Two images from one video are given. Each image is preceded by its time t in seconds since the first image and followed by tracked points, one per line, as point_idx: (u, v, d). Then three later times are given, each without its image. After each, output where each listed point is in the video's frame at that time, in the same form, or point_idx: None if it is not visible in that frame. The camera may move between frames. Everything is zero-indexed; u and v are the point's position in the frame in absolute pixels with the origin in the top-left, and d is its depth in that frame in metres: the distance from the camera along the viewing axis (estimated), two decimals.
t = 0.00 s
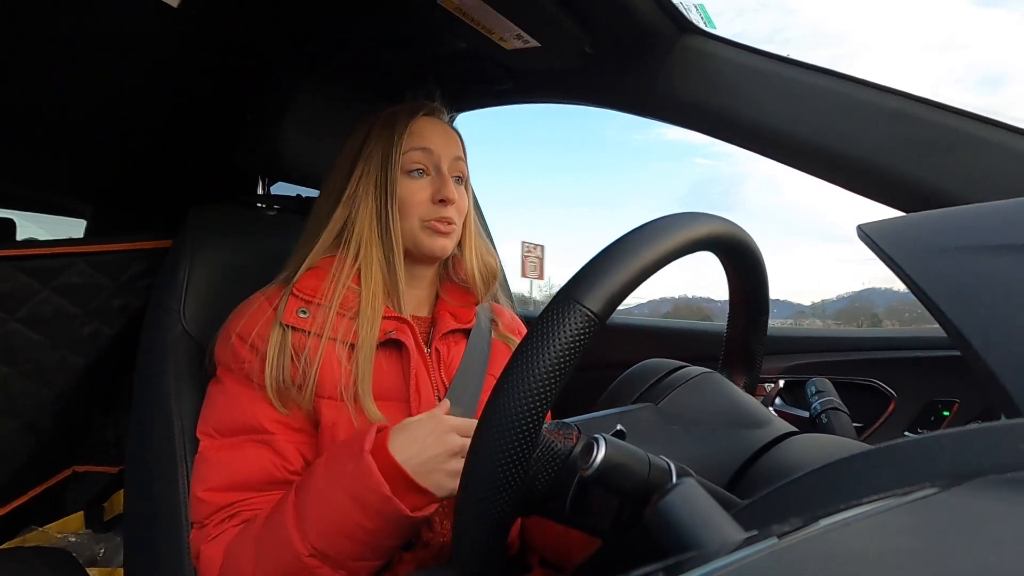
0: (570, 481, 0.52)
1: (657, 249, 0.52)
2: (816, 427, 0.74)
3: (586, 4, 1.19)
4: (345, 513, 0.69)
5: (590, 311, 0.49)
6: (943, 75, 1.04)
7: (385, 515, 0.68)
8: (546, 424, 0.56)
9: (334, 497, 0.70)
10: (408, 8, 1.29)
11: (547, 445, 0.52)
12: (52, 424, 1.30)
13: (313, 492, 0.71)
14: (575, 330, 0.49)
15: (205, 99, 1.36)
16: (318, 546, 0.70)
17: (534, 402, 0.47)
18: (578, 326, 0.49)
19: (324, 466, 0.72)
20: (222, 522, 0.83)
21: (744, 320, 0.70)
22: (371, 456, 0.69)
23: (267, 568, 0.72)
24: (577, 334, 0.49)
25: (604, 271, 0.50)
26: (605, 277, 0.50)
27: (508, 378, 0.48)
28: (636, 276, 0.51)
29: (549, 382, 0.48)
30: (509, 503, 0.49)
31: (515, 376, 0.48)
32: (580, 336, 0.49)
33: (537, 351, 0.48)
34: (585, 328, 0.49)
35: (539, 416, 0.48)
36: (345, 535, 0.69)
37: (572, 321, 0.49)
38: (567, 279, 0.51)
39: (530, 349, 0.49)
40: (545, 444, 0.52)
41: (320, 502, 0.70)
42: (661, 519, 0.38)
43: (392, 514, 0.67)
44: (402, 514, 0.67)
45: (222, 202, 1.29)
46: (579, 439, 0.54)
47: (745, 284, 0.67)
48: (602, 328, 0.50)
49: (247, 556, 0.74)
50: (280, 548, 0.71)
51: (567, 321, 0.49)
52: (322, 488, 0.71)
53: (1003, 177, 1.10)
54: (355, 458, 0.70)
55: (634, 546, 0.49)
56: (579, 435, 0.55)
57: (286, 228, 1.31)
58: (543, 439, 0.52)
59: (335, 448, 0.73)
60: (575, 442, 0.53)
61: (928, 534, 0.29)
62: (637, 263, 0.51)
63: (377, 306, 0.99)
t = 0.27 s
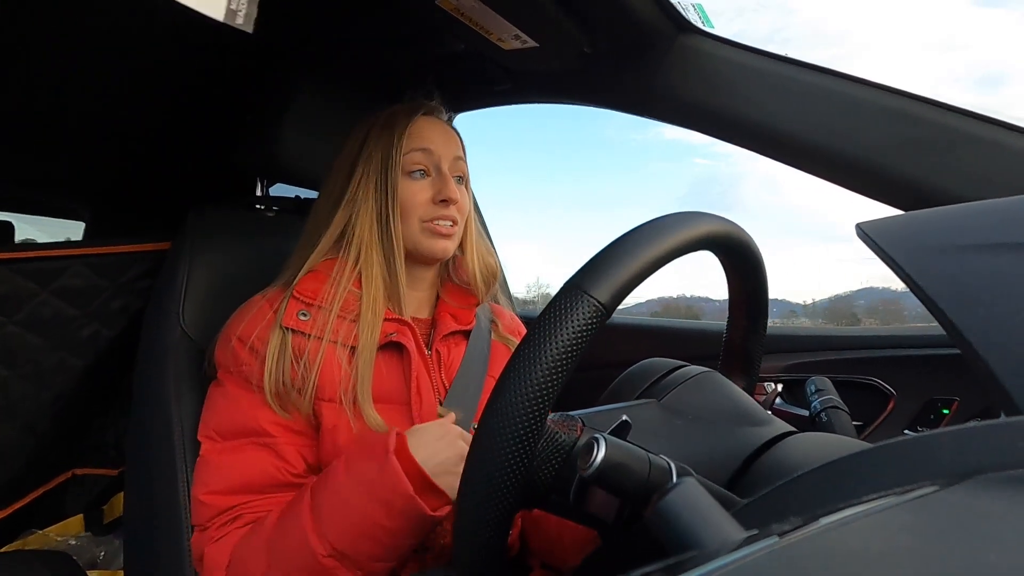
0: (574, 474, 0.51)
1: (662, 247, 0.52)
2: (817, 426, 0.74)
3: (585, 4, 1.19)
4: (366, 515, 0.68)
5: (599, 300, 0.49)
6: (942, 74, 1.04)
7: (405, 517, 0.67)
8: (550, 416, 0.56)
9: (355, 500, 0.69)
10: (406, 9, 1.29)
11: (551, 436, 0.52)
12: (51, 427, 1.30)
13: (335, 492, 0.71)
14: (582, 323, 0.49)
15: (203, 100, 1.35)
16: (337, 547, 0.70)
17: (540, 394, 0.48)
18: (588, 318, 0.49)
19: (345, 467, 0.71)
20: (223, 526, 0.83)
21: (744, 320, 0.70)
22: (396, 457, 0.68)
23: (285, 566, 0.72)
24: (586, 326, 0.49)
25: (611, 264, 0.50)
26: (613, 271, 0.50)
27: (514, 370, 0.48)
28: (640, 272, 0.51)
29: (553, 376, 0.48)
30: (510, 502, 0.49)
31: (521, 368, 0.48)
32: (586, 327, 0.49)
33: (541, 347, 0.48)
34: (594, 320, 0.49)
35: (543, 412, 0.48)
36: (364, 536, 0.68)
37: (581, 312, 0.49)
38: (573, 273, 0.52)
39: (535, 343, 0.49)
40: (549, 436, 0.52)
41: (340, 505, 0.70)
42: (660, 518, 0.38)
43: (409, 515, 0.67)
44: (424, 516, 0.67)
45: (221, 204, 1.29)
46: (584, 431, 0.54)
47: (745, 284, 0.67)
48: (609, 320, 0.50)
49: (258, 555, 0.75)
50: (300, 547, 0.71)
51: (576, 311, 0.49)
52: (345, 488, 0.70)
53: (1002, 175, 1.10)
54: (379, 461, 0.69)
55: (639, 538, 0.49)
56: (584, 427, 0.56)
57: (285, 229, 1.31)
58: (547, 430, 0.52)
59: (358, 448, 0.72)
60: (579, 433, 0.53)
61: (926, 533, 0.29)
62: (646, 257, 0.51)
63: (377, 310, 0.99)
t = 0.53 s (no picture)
0: (573, 479, 0.51)
1: (655, 254, 0.51)
2: (816, 430, 0.74)
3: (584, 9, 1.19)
4: (351, 533, 0.68)
5: (597, 306, 0.49)
6: (940, 79, 1.05)
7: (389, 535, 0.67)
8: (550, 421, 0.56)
9: (340, 517, 0.69)
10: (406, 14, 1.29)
11: (550, 442, 0.52)
12: (49, 431, 1.29)
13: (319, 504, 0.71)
14: (582, 328, 0.49)
15: (203, 104, 1.36)
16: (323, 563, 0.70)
17: (536, 399, 0.48)
18: (585, 324, 0.49)
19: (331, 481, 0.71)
20: (217, 532, 0.84)
21: (743, 324, 0.70)
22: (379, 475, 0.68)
23: None
24: (583, 332, 0.49)
25: (606, 269, 0.50)
26: (608, 276, 0.50)
27: (510, 376, 0.48)
28: (634, 280, 0.51)
29: (550, 381, 0.48)
30: (506, 508, 0.49)
31: (517, 374, 0.48)
32: (586, 333, 0.49)
33: (537, 352, 0.48)
34: (591, 325, 0.49)
35: (539, 416, 0.48)
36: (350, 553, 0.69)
37: (579, 319, 0.49)
38: (568, 280, 0.52)
39: (530, 348, 0.49)
40: (548, 441, 0.51)
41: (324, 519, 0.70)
42: (659, 522, 0.38)
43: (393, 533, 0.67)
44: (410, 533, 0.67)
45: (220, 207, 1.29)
46: (581, 437, 0.54)
47: (744, 288, 0.67)
48: (607, 325, 0.50)
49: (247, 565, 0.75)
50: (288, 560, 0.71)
51: (574, 318, 0.49)
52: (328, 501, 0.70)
53: (1000, 180, 1.11)
54: (364, 479, 0.68)
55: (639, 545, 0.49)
56: (582, 433, 0.55)
57: (284, 233, 1.31)
58: (547, 436, 0.52)
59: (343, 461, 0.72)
60: (577, 439, 0.53)
61: (926, 538, 0.29)
62: (638, 266, 0.51)
63: (371, 314, 0.99)
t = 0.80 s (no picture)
0: (571, 480, 0.51)
1: (653, 255, 0.51)
2: (815, 429, 0.74)
3: (584, 8, 1.19)
4: None
5: (595, 309, 0.49)
6: (940, 78, 1.05)
7: None
8: (549, 422, 0.56)
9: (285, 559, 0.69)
10: (405, 13, 1.29)
11: (548, 443, 0.52)
12: (49, 429, 1.29)
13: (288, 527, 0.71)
14: (577, 332, 0.49)
15: (202, 103, 1.36)
16: None
17: (535, 400, 0.47)
18: (583, 324, 0.49)
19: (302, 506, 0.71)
20: (214, 531, 0.83)
21: (742, 323, 0.70)
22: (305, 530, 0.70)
23: None
24: (581, 333, 0.49)
25: (607, 270, 0.50)
26: (609, 276, 0.50)
27: (510, 376, 0.48)
28: (634, 280, 0.51)
29: (550, 381, 0.48)
30: (502, 511, 0.49)
31: (517, 374, 0.48)
32: (582, 336, 0.49)
33: (534, 354, 0.48)
34: (589, 326, 0.49)
35: (537, 418, 0.48)
36: None
37: (576, 319, 0.49)
38: (568, 280, 0.52)
39: (528, 351, 0.49)
40: (546, 442, 0.52)
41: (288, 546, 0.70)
42: (659, 521, 0.38)
43: None
44: None
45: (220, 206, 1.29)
46: (581, 437, 0.54)
47: (744, 287, 0.67)
48: (606, 325, 0.50)
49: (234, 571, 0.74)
50: None
51: (572, 318, 0.49)
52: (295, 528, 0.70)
53: (1001, 178, 1.11)
54: (287, 533, 0.70)
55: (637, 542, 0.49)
56: (582, 432, 0.56)
57: (283, 232, 1.31)
58: (546, 437, 0.52)
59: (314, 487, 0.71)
60: (577, 438, 0.53)
61: (924, 537, 0.29)
62: (637, 267, 0.51)
63: (372, 313, 0.99)
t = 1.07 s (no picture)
0: (571, 479, 0.51)
1: (653, 252, 0.51)
2: (815, 427, 0.74)
3: (583, 7, 1.19)
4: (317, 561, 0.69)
5: (594, 306, 0.49)
6: (939, 75, 1.05)
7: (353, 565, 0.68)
8: (549, 422, 0.56)
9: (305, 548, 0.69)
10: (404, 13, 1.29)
11: (549, 442, 0.52)
12: (49, 431, 1.29)
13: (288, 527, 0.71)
14: (577, 329, 0.49)
15: (201, 104, 1.35)
16: None
17: (536, 399, 0.48)
18: (582, 324, 0.49)
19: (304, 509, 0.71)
20: (216, 532, 0.83)
21: (742, 322, 0.70)
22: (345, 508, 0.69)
23: None
24: (580, 332, 0.49)
25: (606, 269, 0.50)
26: (609, 275, 0.50)
27: (510, 375, 0.48)
28: (636, 274, 0.51)
29: (551, 380, 0.48)
30: (503, 511, 0.49)
31: (518, 372, 0.48)
32: (583, 333, 0.49)
33: (536, 351, 0.48)
34: (588, 325, 0.49)
35: (540, 415, 0.48)
36: None
37: (575, 319, 0.49)
38: (568, 279, 0.52)
39: (530, 349, 0.49)
40: (546, 442, 0.52)
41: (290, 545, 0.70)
42: (660, 520, 0.38)
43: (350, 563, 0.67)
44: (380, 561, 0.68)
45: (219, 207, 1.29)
46: (581, 436, 0.54)
47: (744, 286, 0.67)
48: (606, 323, 0.50)
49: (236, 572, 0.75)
50: None
51: (570, 318, 0.49)
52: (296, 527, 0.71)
53: (1000, 176, 1.11)
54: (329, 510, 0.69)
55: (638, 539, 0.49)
56: (582, 432, 0.56)
57: (282, 232, 1.31)
58: (546, 436, 0.52)
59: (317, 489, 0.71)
60: (577, 438, 0.54)
61: (924, 535, 0.29)
62: (636, 263, 0.51)
63: (372, 311, 0.99)
